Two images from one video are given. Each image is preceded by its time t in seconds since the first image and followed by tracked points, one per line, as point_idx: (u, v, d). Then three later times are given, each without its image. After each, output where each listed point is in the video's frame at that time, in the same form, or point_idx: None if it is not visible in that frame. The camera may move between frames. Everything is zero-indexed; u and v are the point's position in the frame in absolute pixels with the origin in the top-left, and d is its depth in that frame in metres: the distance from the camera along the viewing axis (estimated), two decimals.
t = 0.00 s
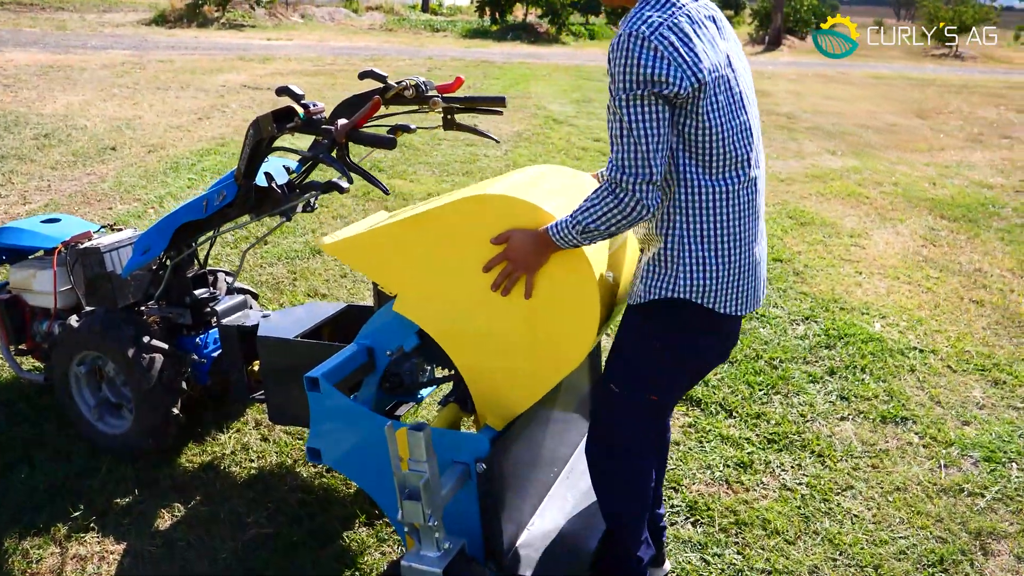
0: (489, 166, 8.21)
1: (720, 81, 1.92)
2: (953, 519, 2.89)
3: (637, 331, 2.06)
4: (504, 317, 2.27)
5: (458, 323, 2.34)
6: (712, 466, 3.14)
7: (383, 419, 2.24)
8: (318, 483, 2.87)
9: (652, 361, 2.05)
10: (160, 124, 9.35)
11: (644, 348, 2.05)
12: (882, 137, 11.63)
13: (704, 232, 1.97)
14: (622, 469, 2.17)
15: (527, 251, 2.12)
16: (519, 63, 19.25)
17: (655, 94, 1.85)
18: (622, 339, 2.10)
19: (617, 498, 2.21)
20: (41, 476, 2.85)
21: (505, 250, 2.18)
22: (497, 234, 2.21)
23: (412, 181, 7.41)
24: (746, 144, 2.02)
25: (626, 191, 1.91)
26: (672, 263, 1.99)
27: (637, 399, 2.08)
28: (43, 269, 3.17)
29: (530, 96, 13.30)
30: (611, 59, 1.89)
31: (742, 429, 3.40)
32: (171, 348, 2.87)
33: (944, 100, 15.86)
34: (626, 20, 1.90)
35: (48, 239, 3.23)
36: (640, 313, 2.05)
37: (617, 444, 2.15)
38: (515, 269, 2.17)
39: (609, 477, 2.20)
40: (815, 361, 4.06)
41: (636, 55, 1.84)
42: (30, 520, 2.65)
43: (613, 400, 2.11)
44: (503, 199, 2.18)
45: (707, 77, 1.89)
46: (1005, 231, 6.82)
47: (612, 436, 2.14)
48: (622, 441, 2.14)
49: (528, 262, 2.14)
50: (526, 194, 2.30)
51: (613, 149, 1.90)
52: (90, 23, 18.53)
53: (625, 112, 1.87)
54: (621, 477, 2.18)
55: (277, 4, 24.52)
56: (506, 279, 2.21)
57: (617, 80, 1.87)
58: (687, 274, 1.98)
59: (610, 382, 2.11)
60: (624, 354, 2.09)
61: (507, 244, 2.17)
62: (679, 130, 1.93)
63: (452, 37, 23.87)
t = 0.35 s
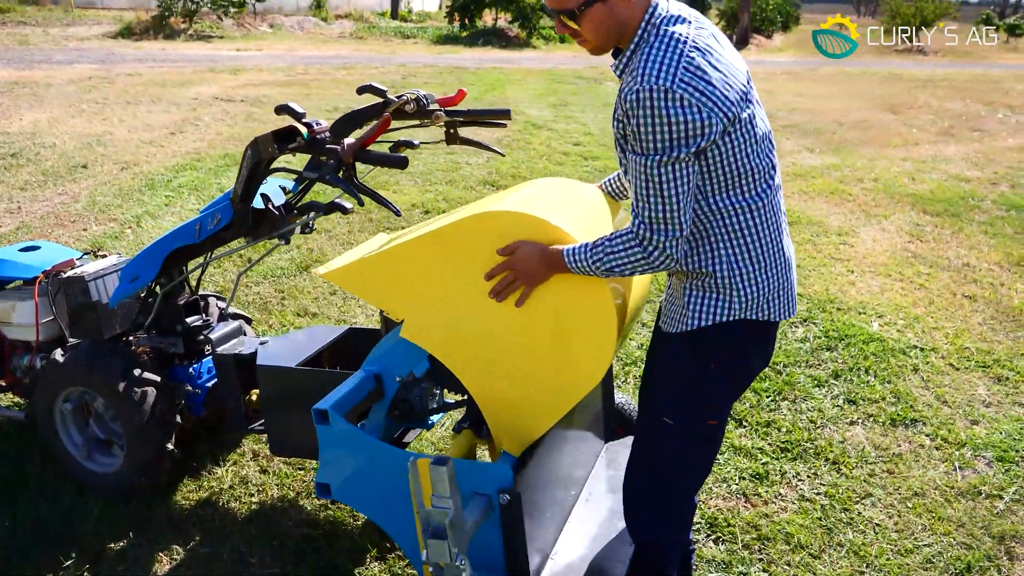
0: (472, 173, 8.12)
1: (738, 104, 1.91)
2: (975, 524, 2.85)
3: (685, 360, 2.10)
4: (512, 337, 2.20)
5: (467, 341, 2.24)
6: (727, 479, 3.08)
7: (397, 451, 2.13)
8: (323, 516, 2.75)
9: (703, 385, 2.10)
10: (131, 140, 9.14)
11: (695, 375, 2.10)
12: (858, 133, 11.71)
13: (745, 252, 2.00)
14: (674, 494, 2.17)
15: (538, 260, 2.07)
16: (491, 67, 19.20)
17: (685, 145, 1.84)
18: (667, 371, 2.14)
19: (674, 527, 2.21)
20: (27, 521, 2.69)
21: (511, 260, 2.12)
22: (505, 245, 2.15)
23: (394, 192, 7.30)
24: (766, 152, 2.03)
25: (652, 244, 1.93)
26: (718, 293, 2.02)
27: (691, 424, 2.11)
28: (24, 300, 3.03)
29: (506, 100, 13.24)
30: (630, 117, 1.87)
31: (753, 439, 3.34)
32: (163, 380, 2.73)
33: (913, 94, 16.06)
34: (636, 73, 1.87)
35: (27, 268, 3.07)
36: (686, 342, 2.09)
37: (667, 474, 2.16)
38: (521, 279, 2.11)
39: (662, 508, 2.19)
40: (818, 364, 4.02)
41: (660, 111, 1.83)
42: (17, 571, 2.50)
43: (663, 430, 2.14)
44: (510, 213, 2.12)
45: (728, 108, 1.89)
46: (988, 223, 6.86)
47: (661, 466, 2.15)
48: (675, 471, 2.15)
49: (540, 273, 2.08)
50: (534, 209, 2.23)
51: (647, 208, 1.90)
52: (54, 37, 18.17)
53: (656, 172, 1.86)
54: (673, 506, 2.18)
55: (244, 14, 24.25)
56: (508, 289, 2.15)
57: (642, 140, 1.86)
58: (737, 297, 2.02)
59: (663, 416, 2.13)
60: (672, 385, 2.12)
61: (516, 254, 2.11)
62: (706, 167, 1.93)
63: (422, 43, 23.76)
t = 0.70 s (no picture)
0: (452, 180, 8.09)
1: (738, 125, 1.91)
2: (971, 527, 2.87)
3: (688, 375, 2.09)
4: (507, 342, 2.22)
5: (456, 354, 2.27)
6: (727, 486, 3.09)
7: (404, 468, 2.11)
8: (323, 534, 2.71)
9: (706, 400, 2.08)
10: (101, 148, 8.98)
11: (698, 388, 2.08)
12: (833, 137, 11.86)
13: (752, 271, 2.00)
14: (677, 509, 2.15)
15: (526, 269, 2.09)
16: (465, 72, 19.18)
17: (681, 173, 1.86)
18: (671, 385, 2.12)
19: (676, 540, 2.19)
20: (13, 547, 2.60)
21: (496, 266, 2.13)
22: (489, 250, 2.16)
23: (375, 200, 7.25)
24: (770, 169, 2.03)
25: (642, 271, 1.96)
26: (725, 313, 2.03)
27: (694, 438, 2.09)
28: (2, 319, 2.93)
29: (482, 106, 13.23)
30: (627, 148, 1.89)
31: (750, 446, 3.35)
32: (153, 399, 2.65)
33: (885, 99, 16.32)
34: (631, 104, 1.89)
35: (6, 285, 2.98)
36: (690, 356, 2.07)
37: (671, 489, 2.13)
38: (508, 287, 2.13)
39: (665, 523, 2.17)
40: (809, 370, 4.04)
41: (655, 143, 1.84)
42: None
43: (667, 444, 2.12)
44: (502, 224, 2.13)
45: (726, 132, 1.89)
46: (965, 227, 6.97)
47: (664, 480, 2.13)
48: (680, 485, 2.13)
49: (529, 280, 2.10)
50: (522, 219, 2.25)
51: (646, 237, 1.93)
52: (15, 42, 17.84)
53: (653, 204, 1.89)
54: (676, 521, 2.17)
55: (211, 18, 24.00)
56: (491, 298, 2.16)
57: (639, 171, 1.88)
58: (745, 315, 2.02)
59: (665, 430, 2.12)
60: (674, 400, 2.11)
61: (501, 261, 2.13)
62: (707, 191, 1.93)
63: (395, 47, 23.69)
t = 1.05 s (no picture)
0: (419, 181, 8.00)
1: (734, 130, 1.90)
2: (953, 521, 2.93)
3: (693, 379, 2.09)
4: (484, 348, 2.28)
5: (433, 361, 2.33)
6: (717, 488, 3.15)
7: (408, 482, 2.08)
8: (311, 548, 2.65)
9: (711, 405, 2.08)
10: (49, 147, 8.66)
11: (703, 393, 2.08)
12: (792, 140, 12.07)
13: (750, 275, 2.00)
14: (681, 515, 2.15)
15: (489, 275, 2.16)
16: (424, 72, 19.05)
17: (671, 183, 1.87)
18: (676, 390, 2.13)
19: (680, 546, 2.19)
20: None
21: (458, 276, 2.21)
22: (452, 259, 2.23)
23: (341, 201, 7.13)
24: (769, 172, 2.02)
25: (608, 270, 2.01)
26: (724, 316, 2.03)
27: (699, 443, 2.09)
28: None
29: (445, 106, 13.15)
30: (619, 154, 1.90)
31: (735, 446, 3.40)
32: (129, 413, 2.52)
33: (839, 103, 16.68)
34: (623, 110, 1.89)
35: None
36: (695, 361, 2.08)
37: (676, 493, 2.14)
38: (471, 292, 2.19)
39: (668, 527, 2.17)
40: (787, 370, 4.09)
41: (647, 150, 1.85)
42: None
43: (673, 449, 2.13)
44: (467, 236, 2.22)
45: (720, 139, 1.89)
46: (925, 228, 7.14)
47: (668, 485, 2.14)
48: (686, 490, 2.14)
49: (495, 286, 2.17)
50: (491, 229, 2.32)
51: (637, 242, 1.94)
52: None
53: (643, 210, 1.90)
54: (680, 526, 2.17)
55: (160, 13, 23.41)
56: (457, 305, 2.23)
57: (630, 178, 1.89)
58: (749, 319, 2.02)
59: (671, 435, 2.12)
60: (680, 405, 2.12)
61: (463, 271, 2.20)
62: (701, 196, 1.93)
63: (351, 45, 23.42)
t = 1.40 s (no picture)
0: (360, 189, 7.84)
1: (723, 127, 1.88)
2: (930, 494, 3.03)
3: (694, 373, 2.09)
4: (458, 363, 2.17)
5: (411, 377, 2.21)
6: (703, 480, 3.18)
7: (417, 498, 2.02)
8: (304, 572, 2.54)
9: (713, 397, 2.09)
10: None
11: (705, 386, 2.09)
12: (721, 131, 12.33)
13: (746, 268, 2.00)
14: (685, 510, 2.16)
15: (466, 291, 2.07)
16: (347, 79, 18.76)
17: (663, 185, 1.84)
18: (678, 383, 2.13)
19: (683, 541, 2.19)
20: None
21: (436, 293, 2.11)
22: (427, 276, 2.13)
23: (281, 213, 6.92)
24: (757, 164, 2.01)
25: (593, 271, 1.95)
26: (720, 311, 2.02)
27: (703, 437, 2.10)
28: None
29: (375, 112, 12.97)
30: (610, 158, 1.85)
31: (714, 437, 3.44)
32: (100, 447, 2.33)
33: (760, 93, 17.18)
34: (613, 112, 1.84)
35: None
36: (696, 354, 2.08)
37: (677, 489, 2.15)
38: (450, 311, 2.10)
39: (667, 525, 2.18)
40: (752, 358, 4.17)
41: (639, 154, 1.80)
42: None
43: (677, 443, 2.14)
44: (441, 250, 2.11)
45: (709, 138, 1.86)
46: (859, 211, 7.40)
47: (668, 481, 2.15)
48: (688, 484, 2.15)
49: (476, 301, 2.07)
50: (463, 241, 2.22)
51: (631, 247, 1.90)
52: None
53: (636, 213, 1.86)
54: (680, 523, 2.17)
55: (61, 28, 22.38)
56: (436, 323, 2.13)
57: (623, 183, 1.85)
58: (749, 309, 2.02)
59: (676, 428, 2.13)
60: (682, 399, 2.12)
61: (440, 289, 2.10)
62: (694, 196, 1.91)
63: (269, 55, 22.90)
